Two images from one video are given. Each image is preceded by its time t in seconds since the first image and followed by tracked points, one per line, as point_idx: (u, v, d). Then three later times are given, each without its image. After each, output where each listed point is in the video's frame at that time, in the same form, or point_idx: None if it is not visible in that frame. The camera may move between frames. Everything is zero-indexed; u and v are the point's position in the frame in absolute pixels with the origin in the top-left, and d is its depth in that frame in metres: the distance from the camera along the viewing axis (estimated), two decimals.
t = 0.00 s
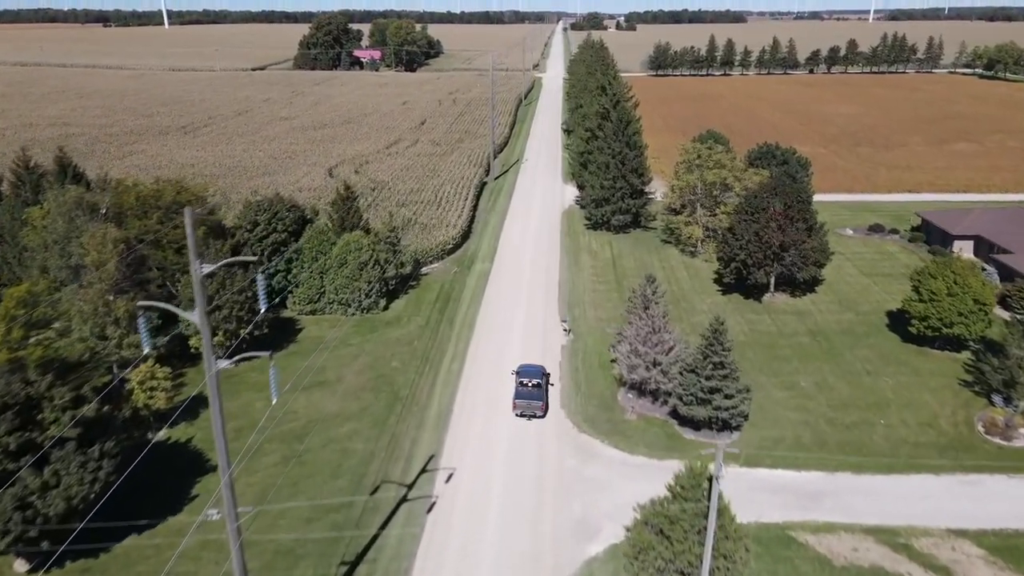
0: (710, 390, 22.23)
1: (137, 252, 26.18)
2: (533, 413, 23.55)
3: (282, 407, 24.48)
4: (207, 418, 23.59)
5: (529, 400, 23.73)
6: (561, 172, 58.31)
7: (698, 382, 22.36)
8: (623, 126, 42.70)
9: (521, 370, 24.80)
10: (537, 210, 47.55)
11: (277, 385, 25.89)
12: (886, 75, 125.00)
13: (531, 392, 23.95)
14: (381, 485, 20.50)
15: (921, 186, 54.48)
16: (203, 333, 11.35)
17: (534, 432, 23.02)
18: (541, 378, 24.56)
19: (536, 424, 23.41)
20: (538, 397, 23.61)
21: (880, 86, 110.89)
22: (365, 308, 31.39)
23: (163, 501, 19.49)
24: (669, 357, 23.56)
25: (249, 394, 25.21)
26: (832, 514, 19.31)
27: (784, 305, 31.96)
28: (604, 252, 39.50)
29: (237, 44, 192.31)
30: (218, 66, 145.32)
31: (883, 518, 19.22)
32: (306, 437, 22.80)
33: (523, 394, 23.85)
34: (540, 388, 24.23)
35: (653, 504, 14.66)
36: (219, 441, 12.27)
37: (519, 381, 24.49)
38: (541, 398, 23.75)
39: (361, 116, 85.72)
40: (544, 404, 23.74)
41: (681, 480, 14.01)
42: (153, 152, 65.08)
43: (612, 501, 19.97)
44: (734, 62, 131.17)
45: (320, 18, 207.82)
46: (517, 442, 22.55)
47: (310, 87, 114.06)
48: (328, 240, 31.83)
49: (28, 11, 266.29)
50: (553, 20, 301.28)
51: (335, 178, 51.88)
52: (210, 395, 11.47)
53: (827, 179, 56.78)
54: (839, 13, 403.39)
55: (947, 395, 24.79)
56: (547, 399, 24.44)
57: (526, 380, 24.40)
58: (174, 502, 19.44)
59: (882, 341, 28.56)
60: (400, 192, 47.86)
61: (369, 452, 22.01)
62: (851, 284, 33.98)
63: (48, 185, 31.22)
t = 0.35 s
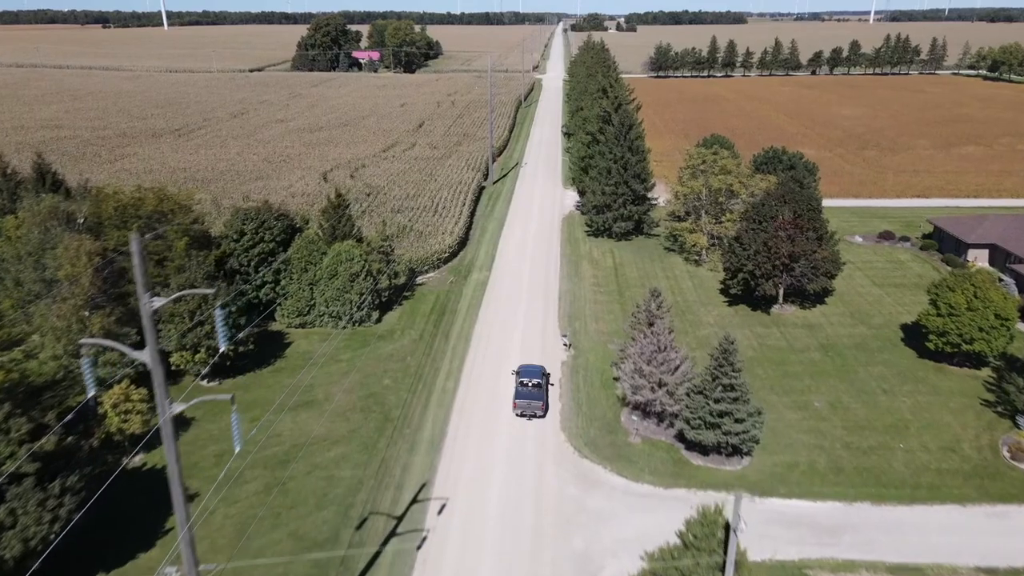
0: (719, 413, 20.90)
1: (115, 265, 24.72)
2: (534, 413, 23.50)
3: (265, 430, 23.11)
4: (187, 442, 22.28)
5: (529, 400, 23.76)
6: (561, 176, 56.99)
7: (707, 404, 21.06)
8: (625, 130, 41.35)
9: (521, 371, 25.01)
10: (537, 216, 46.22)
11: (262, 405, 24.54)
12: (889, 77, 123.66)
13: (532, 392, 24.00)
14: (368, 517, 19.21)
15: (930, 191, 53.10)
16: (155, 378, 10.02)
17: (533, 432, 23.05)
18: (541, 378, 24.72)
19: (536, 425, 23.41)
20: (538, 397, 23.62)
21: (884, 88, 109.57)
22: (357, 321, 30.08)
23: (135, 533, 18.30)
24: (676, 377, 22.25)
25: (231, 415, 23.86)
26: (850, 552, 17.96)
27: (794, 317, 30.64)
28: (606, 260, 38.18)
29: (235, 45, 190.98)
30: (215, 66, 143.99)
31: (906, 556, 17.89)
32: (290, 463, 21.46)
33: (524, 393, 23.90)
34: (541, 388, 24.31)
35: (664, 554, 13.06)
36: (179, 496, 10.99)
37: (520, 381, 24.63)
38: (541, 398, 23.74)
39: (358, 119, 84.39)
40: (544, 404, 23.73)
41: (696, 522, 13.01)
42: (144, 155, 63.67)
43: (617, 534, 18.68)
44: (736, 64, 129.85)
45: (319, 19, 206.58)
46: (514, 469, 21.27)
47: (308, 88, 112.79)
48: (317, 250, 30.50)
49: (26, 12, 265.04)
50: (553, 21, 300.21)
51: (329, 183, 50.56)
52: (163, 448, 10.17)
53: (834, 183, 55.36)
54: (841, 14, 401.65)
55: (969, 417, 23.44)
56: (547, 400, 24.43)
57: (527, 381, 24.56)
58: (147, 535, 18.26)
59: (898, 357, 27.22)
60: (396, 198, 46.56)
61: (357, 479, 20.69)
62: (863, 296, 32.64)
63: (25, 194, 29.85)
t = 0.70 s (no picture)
0: (729, 438, 19.70)
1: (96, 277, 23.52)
2: (534, 413, 23.41)
3: (249, 452, 21.87)
4: (165, 466, 21.03)
5: (529, 399, 23.66)
6: (561, 180, 55.84)
7: (715, 426, 19.93)
8: (628, 134, 40.11)
9: (521, 370, 24.95)
10: (536, 222, 45.04)
11: (246, 425, 23.31)
12: (892, 79, 122.50)
13: (532, 392, 23.92)
14: (355, 549, 18.00)
15: (939, 196, 51.88)
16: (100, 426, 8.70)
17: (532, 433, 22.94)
18: (541, 377, 24.68)
19: (536, 424, 23.30)
20: (538, 396, 23.53)
21: (887, 90, 108.45)
22: (348, 334, 28.86)
23: (102, 561, 17.50)
24: (683, 399, 21.02)
25: (213, 437, 22.62)
26: None
27: (804, 330, 29.42)
28: (608, 269, 37.00)
29: (234, 47, 189.97)
30: (213, 69, 142.89)
31: None
32: (275, 490, 20.26)
33: (524, 393, 23.84)
34: (541, 387, 24.26)
35: None
36: (129, 554, 9.78)
37: (520, 380, 24.60)
38: (541, 397, 23.66)
39: (355, 121, 83.26)
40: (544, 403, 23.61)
41: (711, 570, 12.34)
42: (137, 159, 62.51)
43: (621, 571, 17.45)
44: (737, 66, 128.75)
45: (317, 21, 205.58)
46: (511, 496, 20.02)
47: (305, 91, 111.67)
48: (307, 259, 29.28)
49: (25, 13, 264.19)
50: (552, 24, 299.35)
51: (323, 188, 49.40)
52: (110, 504, 8.96)
53: (839, 188, 54.14)
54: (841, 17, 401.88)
55: (992, 438, 22.20)
56: (548, 400, 24.29)
57: (527, 380, 24.50)
58: (115, 563, 17.44)
59: (913, 372, 25.99)
60: (391, 203, 45.40)
61: (345, 507, 19.48)
62: (874, 306, 31.44)
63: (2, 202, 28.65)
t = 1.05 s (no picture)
0: (742, 468, 18.36)
1: (71, 288, 22.43)
2: (533, 414, 23.38)
3: (228, 482, 20.50)
4: (139, 497, 19.68)
5: (529, 400, 23.63)
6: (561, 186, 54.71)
7: (724, 452, 18.65)
8: (630, 140, 38.93)
9: (521, 371, 24.90)
10: (535, 230, 43.88)
11: (227, 450, 21.95)
12: (896, 83, 121.29)
13: (532, 393, 23.89)
14: None
15: (949, 202, 50.62)
16: (10, 487, 7.65)
17: (533, 437, 22.71)
18: (541, 379, 24.61)
19: (536, 425, 23.30)
20: (538, 397, 23.48)
21: (891, 94, 107.31)
22: (338, 350, 27.50)
23: None
24: (692, 426, 19.67)
25: (192, 464, 21.28)
26: None
27: (815, 345, 28.14)
28: (610, 279, 35.68)
29: (232, 50, 188.83)
30: (210, 72, 141.65)
31: None
32: (252, 525, 18.84)
33: (524, 394, 23.80)
34: (540, 389, 24.22)
35: None
36: None
37: (519, 382, 24.53)
38: (541, 398, 23.64)
39: (352, 125, 82.05)
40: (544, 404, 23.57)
41: None
42: (128, 164, 61.21)
43: None
44: (739, 69, 127.57)
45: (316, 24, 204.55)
46: (508, 521, 19.06)
47: (302, 94, 110.48)
48: (295, 272, 27.92)
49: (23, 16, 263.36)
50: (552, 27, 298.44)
51: (317, 195, 48.21)
52: None
53: (846, 194, 52.90)
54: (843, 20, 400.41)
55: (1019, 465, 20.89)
56: (548, 401, 24.30)
57: (526, 382, 24.44)
58: None
59: (933, 391, 24.68)
60: (387, 210, 44.19)
61: (328, 544, 18.15)
62: (888, 319, 30.15)
63: None
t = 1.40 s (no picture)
0: (755, 501, 17.73)
1: (48, 295, 25.19)
2: (533, 415, 23.62)
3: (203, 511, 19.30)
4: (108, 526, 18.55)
5: (529, 402, 23.85)
6: (562, 192, 53.78)
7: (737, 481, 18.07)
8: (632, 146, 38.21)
9: (521, 374, 25.29)
10: (536, 239, 43.14)
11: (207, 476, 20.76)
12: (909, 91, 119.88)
13: (531, 394, 24.15)
14: None
15: (961, 212, 49.31)
16: None
17: (532, 436, 22.91)
18: (540, 381, 24.98)
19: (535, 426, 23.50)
20: (537, 398, 23.72)
21: (902, 101, 106.02)
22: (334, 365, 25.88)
23: None
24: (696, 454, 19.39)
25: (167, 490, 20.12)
26: None
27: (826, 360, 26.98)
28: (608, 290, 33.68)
29: (235, 53, 188.26)
30: (213, 76, 141.10)
31: None
32: (231, 553, 17.86)
33: (523, 396, 24.04)
34: (540, 391, 24.48)
35: None
36: None
37: (519, 384, 24.86)
38: (540, 400, 23.87)
39: (353, 129, 80.97)
40: (543, 405, 23.84)
41: None
42: (126, 169, 60.40)
43: None
44: (748, 77, 126.41)
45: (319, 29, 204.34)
46: (508, 520, 19.01)
47: (305, 99, 109.65)
48: (283, 282, 28.42)
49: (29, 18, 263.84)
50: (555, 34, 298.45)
51: (316, 206, 47.41)
52: None
53: (856, 202, 51.68)
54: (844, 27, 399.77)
55: None
56: (547, 402, 24.66)
57: (526, 384, 24.77)
58: None
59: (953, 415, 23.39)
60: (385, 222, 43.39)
61: None
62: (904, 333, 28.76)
63: None
